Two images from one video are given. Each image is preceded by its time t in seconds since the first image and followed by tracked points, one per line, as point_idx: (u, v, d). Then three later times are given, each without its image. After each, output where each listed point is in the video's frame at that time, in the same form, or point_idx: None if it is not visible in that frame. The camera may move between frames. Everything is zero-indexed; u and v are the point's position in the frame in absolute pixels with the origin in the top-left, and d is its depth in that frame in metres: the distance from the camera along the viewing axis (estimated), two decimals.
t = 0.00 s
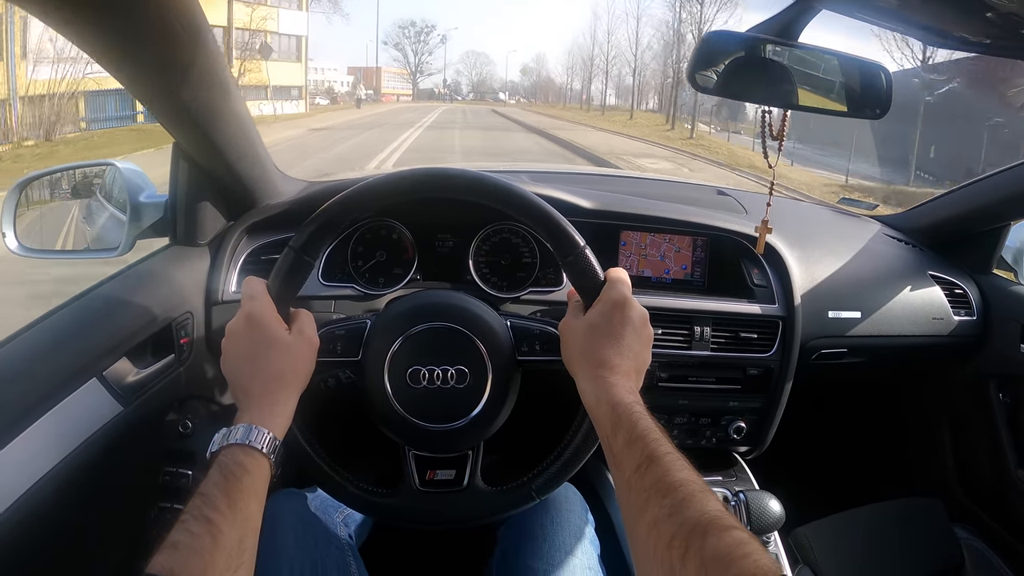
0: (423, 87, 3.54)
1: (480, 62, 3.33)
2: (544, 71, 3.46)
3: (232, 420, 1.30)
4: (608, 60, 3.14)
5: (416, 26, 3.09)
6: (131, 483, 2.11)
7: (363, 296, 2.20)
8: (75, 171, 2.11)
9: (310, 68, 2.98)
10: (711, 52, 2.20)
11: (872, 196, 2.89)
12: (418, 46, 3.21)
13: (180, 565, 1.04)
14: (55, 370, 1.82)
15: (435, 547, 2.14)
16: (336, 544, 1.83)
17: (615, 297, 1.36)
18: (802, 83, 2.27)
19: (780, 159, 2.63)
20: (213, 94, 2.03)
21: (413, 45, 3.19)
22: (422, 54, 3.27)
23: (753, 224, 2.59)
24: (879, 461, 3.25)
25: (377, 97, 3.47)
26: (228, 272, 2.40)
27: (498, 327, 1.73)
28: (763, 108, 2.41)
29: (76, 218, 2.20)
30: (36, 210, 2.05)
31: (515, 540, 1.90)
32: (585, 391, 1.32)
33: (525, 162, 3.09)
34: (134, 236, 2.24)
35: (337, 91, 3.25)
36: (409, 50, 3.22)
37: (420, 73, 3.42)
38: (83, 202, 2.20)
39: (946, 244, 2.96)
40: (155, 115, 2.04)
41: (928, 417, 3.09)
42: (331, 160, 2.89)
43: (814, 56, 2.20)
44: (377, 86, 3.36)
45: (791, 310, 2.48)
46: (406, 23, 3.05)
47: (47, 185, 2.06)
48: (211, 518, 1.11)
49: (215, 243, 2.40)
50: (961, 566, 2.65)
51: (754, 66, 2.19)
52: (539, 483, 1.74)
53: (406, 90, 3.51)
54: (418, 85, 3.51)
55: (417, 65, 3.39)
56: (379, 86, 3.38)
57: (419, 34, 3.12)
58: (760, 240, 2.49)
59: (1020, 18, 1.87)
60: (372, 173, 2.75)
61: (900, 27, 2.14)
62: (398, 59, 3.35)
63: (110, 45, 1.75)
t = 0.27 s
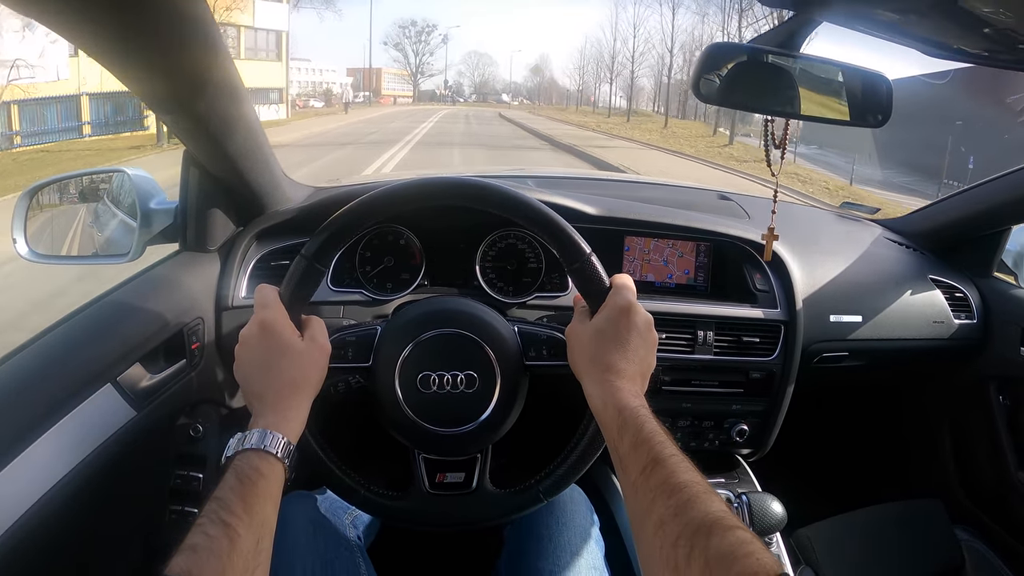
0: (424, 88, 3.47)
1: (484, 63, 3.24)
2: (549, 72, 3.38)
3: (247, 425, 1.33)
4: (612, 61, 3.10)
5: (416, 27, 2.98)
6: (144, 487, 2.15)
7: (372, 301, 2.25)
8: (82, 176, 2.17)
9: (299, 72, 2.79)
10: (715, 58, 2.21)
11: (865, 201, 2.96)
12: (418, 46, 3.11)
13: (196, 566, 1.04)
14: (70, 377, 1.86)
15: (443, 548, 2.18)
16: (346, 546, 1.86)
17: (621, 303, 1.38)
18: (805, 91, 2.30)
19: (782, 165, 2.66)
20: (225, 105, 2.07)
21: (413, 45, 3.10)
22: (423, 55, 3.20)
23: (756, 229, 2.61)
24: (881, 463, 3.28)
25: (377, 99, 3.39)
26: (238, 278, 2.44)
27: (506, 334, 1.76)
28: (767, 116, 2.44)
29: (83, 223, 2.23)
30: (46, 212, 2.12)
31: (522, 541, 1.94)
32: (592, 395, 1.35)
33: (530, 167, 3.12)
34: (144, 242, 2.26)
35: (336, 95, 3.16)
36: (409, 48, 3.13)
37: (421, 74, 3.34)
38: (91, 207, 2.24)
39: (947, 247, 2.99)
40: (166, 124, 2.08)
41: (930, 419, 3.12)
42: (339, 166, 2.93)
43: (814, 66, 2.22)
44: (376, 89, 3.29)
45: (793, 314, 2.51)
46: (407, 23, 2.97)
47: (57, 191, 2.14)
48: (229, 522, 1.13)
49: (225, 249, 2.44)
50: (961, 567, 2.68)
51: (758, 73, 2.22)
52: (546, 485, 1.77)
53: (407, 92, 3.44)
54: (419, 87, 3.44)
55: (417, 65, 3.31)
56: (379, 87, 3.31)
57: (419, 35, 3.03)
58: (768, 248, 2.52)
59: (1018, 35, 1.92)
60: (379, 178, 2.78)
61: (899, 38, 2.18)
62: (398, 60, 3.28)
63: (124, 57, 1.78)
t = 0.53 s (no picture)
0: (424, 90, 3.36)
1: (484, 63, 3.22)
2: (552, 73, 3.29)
3: (246, 430, 1.31)
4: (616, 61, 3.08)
5: (417, 25, 3.00)
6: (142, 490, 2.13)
7: (372, 303, 2.23)
8: (83, 178, 2.16)
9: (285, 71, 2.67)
10: (718, 58, 2.19)
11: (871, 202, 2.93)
12: (418, 45, 3.07)
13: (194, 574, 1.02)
14: (68, 379, 1.84)
15: (444, 552, 2.16)
16: (347, 551, 1.84)
17: (624, 302, 1.36)
18: (809, 92, 2.28)
19: (785, 167, 2.64)
20: (225, 105, 2.05)
21: (413, 45, 3.06)
22: (423, 55, 3.12)
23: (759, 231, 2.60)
24: (884, 466, 3.26)
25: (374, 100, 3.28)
26: (238, 280, 2.42)
27: (508, 336, 1.75)
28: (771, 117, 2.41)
29: (83, 223, 2.21)
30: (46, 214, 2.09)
31: (524, 545, 1.91)
32: (596, 396, 1.33)
33: (531, 168, 3.10)
34: (144, 243, 2.24)
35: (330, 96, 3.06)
36: (408, 44, 3.05)
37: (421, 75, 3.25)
38: (91, 208, 2.23)
39: (950, 249, 2.98)
40: (165, 124, 2.06)
41: (934, 421, 3.10)
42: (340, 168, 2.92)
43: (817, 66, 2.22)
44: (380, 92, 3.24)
45: (797, 315, 2.49)
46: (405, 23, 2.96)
47: (58, 192, 2.11)
48: (227, 529, 1.11)
49: (224, 250, 2.42)
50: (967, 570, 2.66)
51: (760, 73, 2.21)
52: (550, 489, 1.75)
53: (406, 93, 3.33)
54: (419, 87, 3.33)
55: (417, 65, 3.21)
56: (377, 88, 3.21)
57: (420, 31, 3.01)
58: (764, 246, 2.51)
59: None
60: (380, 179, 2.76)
61: (904, 37, 2.16)
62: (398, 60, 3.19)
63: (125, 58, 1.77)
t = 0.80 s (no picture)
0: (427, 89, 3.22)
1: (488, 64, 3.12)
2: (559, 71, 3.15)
3: (248, 432, 1.31)
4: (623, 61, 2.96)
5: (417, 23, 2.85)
6: (144, 492, 2.14)
7: (373, 306, 2.25)
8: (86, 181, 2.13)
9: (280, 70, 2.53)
10: (719, 61, 2.21)
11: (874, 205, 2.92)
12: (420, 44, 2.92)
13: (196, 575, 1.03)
14: (71, 380, 1.84)
15: (445, 554, 2.16)
16: (348, 552, 1.85)
17: (624, 306, 1.36)
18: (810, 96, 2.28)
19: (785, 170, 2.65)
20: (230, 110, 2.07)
21: (414, 44, 2.92)
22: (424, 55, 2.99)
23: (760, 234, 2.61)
24: (884, 469, 3.27)
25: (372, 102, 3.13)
26: (239, 283, 2.42)
27: (508, 339, 1.75)
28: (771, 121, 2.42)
29: (85, 226, 2.22)
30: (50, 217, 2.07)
31: (524, 548, 1.92)
32: (596, 400, 1.33)
33: (532, 172, 3.10)
34: (146, 246, 2.28)
35: (331, 97, 2.91)
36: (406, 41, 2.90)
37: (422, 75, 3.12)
38: (93, 212, 2.22)
39: (951, 252, 2.97)
40: (166, 126, 2.05)
41: (936, 424, 3.09)
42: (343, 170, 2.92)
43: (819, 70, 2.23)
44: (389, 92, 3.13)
45: (797, 319, 2.50)
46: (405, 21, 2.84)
47: (60, 197, 2.07)
48: (229, 530, 1.12)
49: (226, 254, 2.42)
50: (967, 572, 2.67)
51: (761, 77, 2.22)
52: (550, 491, 1.76)
53: (407, 95, 3.18)
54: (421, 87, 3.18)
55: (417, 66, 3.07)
56: (377, 88, 3.07)
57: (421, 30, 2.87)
58: (770, 251, 2.52)
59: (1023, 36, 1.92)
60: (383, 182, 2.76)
61: (904, 41, 2.16)
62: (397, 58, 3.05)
63: (131, 64, 1.79)
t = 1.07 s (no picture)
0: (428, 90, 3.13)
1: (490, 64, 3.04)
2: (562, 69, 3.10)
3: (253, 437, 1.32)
4: (631, 59, 2.88)
5: (416, 21, 2.80)
6: (149, 500, 2.16)
7: (376, 315, 2.29)
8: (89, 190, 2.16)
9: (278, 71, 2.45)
10: (717, 70, 2.22)
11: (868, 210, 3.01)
12: (419, 43, 2.86)
13: None
14: (78, 389, 1.87)
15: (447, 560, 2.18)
16: (351, 558, 1.87)
17: (624, 313, 1.38)
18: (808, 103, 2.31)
19: (782, 177, 2.67)
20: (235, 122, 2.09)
21: (412, 43, 2.85)
22: (424, 54, 2.90)
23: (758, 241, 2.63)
24: (884, 473, 3.28)
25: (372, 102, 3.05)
26: (243, 290, 2.43)
27: (509, 347, 1.78)
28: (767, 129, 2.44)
29: (88, 235, 2.23)
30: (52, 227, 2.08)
31: (526, 553, 1.94)
32: (599, 408, 1.34)
33: (532, 178, 3.11)
34: (150, 255, 2.30)
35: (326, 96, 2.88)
36: (406, 40, 2.83)
37: (422, 76, 3.05)
38: (96, 220, 2.25)
39: (948, 257, 2.99)
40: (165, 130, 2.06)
41: (935, 427, 3.11)
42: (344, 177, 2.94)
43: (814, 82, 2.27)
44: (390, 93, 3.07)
45: (795, 324, 2.52)
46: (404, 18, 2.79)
47: (64, 207, 2.11)
48: (234, 532, 1.14)
49: (229, 263, 2.44)
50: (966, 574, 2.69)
51: (759, 85, 2.25)
52: (550, 498, 1.78)
53: (406, 95, 3.11)
54: (422, 87, 3.09)
55: (417, 65, 3.01)
56: (375, 88, 3.00)
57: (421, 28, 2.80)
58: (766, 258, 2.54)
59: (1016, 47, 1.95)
60: (383, 189, 2.78)
61: (900, 52, 2.19)
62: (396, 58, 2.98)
63: (137, 78, 1.82)
